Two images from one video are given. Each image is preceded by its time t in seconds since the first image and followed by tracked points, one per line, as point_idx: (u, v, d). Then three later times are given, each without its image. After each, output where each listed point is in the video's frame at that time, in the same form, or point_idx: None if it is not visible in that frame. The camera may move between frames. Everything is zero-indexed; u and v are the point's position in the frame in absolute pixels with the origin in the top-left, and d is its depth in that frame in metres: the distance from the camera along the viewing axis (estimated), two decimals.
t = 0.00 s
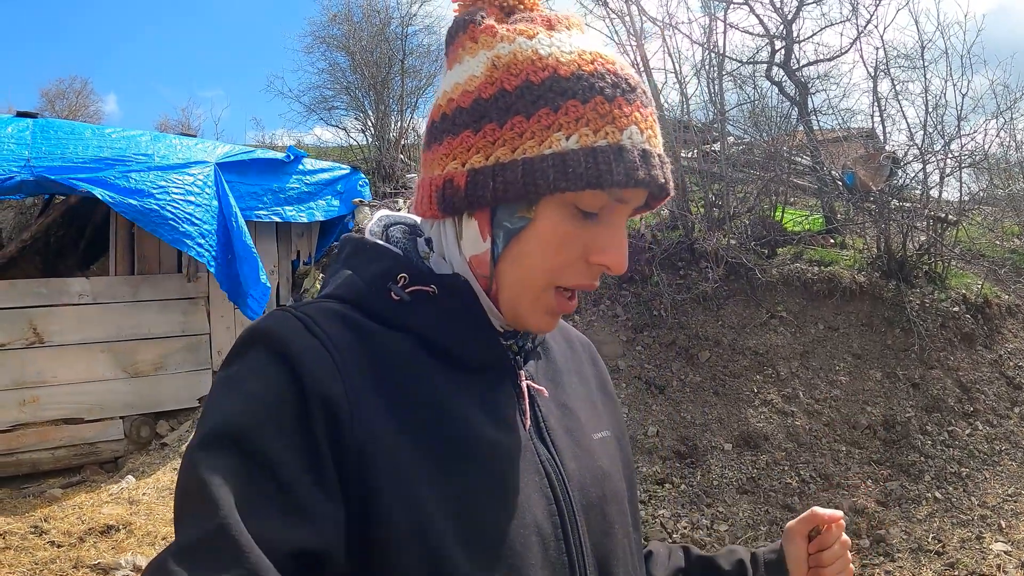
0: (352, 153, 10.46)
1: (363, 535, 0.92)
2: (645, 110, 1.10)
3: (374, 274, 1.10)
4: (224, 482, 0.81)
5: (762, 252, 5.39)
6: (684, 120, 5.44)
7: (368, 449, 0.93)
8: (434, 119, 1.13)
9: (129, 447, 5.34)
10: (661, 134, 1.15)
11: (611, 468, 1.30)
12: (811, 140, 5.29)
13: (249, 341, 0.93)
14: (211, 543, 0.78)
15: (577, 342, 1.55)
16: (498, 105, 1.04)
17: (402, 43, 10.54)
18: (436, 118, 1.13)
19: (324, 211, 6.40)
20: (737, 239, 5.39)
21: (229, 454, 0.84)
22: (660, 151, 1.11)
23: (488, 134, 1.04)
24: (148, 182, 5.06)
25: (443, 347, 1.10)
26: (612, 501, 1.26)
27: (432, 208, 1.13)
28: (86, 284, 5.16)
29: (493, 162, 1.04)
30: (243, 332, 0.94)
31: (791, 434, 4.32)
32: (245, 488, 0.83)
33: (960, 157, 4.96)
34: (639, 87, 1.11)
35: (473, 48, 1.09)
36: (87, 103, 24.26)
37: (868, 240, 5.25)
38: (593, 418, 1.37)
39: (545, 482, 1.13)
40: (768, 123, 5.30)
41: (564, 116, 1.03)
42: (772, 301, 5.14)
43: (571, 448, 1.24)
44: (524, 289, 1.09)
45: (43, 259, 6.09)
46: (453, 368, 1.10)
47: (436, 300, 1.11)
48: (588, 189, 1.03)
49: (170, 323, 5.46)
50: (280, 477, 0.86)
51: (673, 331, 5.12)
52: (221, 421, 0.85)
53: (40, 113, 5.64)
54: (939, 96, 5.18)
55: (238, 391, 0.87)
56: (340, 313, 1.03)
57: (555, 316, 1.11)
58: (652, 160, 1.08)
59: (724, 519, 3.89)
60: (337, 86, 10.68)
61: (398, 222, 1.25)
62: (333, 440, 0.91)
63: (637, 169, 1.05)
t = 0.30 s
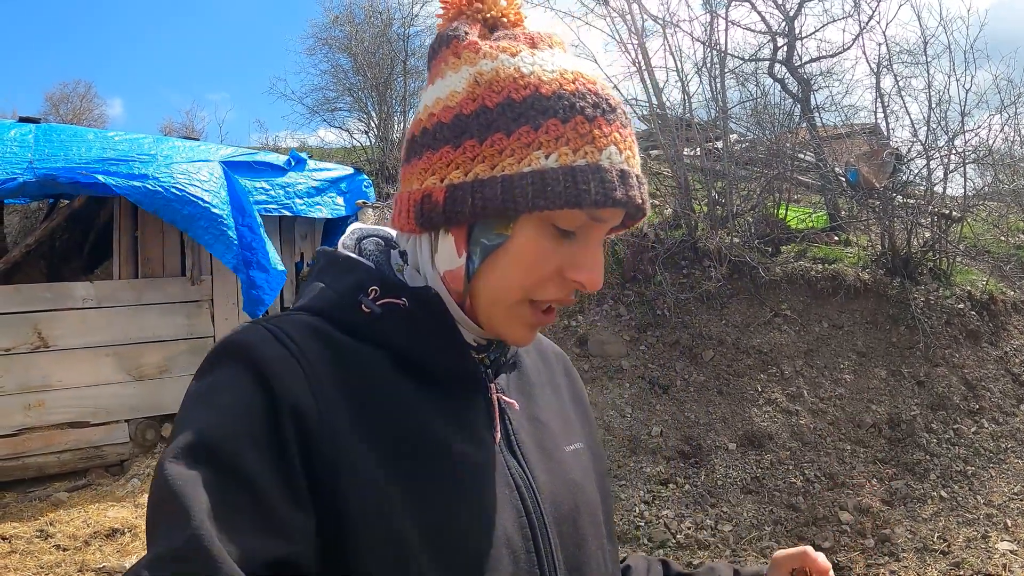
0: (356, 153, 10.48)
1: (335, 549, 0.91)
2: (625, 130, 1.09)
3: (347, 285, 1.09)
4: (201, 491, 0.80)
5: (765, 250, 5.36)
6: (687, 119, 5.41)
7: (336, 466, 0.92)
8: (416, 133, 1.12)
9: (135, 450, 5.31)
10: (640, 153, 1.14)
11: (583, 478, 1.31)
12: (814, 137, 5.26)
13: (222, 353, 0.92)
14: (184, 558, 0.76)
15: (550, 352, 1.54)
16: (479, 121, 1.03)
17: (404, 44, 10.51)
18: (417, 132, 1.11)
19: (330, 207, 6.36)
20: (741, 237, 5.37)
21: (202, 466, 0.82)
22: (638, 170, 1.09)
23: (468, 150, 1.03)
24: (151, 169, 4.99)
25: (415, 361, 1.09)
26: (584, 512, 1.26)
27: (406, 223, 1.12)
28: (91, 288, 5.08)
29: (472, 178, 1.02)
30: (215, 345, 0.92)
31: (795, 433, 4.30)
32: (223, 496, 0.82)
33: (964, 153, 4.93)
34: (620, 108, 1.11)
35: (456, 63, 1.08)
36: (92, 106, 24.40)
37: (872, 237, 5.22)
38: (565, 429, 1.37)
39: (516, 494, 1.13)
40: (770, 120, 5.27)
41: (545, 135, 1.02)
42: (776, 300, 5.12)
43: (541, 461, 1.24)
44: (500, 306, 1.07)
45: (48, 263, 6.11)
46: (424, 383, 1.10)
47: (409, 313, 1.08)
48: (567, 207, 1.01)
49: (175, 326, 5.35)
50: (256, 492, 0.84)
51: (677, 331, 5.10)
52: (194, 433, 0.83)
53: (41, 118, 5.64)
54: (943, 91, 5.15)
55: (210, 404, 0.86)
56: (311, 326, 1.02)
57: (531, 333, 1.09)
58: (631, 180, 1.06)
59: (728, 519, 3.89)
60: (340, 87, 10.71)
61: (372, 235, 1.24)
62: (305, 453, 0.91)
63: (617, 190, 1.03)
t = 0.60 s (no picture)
0: (358, 153, 10.49)
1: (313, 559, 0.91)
2: (599, 133, 1.10)
3: (322, 292, 1.08)
4: (174, 501, 0.78)
5: (768, 248, 5.34)
6: (689, 117, 5.39)
7: (313, 474, 0.92)
8: (390, 138, 1.11)
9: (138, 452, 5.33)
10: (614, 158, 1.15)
11: (558, 484, 1.31)
12: (816, 134, 5.24)
13: (195, 361, 0.91)
14: (158, 567, 0.74)
15: (525, 357, 1.55)
16: (453, 126, 1.03)
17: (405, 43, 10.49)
18: (391, 136, 1.11)
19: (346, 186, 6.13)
20: (743, 235, 5.36)
21: (178, 475, 0.81)
22: (612, 175, 1.10)
23: (442, 154, 1.03)
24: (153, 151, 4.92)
25: (390, 368, 1.08)
26: (560, 517, 1.26)
27: (381, 227, 1.11)
28: (94, 291, 5.05)
29: (445, 182, 1.02)
30: (189, 352, 0.91)
31: (799, 432, 4.29)
32: (196, 506, 0.80)
33: (967, 149, 4.90)
34: (593, 113, 1.11)
35: (430, 67, 1.08)
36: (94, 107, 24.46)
37: (875, 235, 5.20)
38: (540, 434, 1.37)
39: (491, 501, 1.13)
40: (773, 118, 5.24)
41: (520, 138, 1.02)
42: (779, 298, 5.10)
43: (517, 467, 1.24)
44: (475, 310, 1.07)
45: (51, 266, 6.12)
46: (398, 388, 1.10)
47: (384, 318, 1.08)
48: (540, 212, 1.02)
49: (179, 329, 5.35)
50: (232, 501, 0.83)
51: (679, 330, 5.08)
52: (168, 441, 0.81)
53: (42, 121, 5.65)
54: (946, 87, 5.12)
55: (182, 412, 0.85)
56: (287, 333, 1.01)
57: (506, 337, 1.10)
58: (604, 184, 1.07)
59: (731, 519, 3.88)
60: (343, 87, 10.73)
61: (346, 240, 1.24)
62: (280, 460, 0.90)
63: (589, 195, 1.04)
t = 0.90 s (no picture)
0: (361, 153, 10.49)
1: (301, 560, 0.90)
2: (585, 119, 1.10)
3: (308, 288, 1.08)
4: (159, 504, 0.78)
5: (772, 245, 5.31)
6: (692, 114, 5.36)
7: (299, 473, 0.91)
8: (374, 131, 1.11)
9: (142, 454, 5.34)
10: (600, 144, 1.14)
11: (550, 480, 1.30)
12: (819, 131, 5.21)
13: (180, 361, 0.91)
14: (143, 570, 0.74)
15: (516, 352, 1.54)
16: (436, 115, 1.03)
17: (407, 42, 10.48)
18: (374, 130, 1.11)
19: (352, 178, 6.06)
20: (747, 233, 5.34)
21: (162, 476, 0.81)
22: (598, 162, 1.10)
23: (426, 144, 1.03)
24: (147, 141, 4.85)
25: (377, 364, 1.08)
26: (552, 514, 1.25)
27: (367, 219, 1.11)
28: (97, 293, 5.04)
29: (429, 172, 1.02)
30: (173, 352, 0.91)
31: (804, 430, 4.27)
32: (181, 508, 0.80)
33: (970, 145, 4.88)
34: (577, 100, 1.11)
35: (413, 59, 1.08)
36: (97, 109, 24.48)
37: (879, 231, 5.18)
38: (531, 430, 1.36)
39: (482, 498, 1.13)
40: (775, 115, 5.21)
41: (503, 125, 1.02)
42: (783, 295, 5.09)
43: (507, 463, 1.24)
44: (463, 301, 1.06)
45: (55, 269, 6.14)
46: (385, 384, 1.09)
47: (371, 314, 1.08)
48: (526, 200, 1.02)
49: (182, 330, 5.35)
50: (216, 501, 0.83)
51: (683, 328, 5.07)
52: (152, 443, 0.82)
53: (44, 124, 5.66)
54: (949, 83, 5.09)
55: (166, 412, 0.85)
56: (273, 331, 1.01)
57: (495, 328, 1.09)
58: (589, 171, 1.07)
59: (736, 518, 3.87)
60: (345, 88, 10.73)
61: (333, 236, 1.22)
62: (266, 459, 0.90)
63: (575, 180, 1.04)
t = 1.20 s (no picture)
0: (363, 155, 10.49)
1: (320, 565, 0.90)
2: (596, 123, 1.10)
3: (323, 293, 1.07)
4: (178, 508, 0.78)
5: (776, 245, 5.31)
6: (695, 115, 5.37)
7: (316, 477, 0.91)
8: (387, 138, 1.11)
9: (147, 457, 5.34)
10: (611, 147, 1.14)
11: (563, 483, 1.29)
12: (823, 130, 5.21)
13: (197, 366, 0.90)
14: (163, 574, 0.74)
15: (528, 355, 1.54)
16: (450, 122, 1.02)
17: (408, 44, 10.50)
18: (388, 138, 1.10)
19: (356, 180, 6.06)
20: (750, 233, 5.34)
21: (182, 481, 0.80)
22: (610, 166, 1.10)
23: (441, 151, 1.02)
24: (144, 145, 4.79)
25: (392, 369, 1.08)
26: (566, 517, 1.24)
27: (381, 226, 1.11)
28: (101, 296, 5.03)
29: (445, 179, 1.01)
30: (189, 357, 0.91)
31: (809, 430, 4.26)
32: (200, 514, 0.80)
33: (974, 144, 4.88)
34: (588, 104, 1.11)
35: (425, 66, 1.08)
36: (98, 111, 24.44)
37: (883, 231, 5.18)
38: (545, 433, 1.36)
39: (495, 502, 1.12)
40: (779, 114, 5.21)
41: (518, 130, 1.02)
42: (787, 295, 5.09)
43: (521, 467, 1.23)
44: (479, 307, 1.06)
45: (58, 272, 6.13)
46: (399, 389, 1.09)
47: (386, 320, 1.07)
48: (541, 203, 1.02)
49: (185, 333, 5.35)
50: (232, 503, 0.82)
51: (687, 329, 5.07)
52: (170, 446, 0.81)
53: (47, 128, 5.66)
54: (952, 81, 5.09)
55: (184, 416, 0.85)
56: (289, 335, 1.00)
57: (510, 334, 1.09)
58: (603, 174, 1.06)
59: (742, 518, 3.86)
60: (347, 89, 10.75)
61: (346, 241, 1.22)
62: (282, 464, 0.89)
63: (589, 183, 1.03)
